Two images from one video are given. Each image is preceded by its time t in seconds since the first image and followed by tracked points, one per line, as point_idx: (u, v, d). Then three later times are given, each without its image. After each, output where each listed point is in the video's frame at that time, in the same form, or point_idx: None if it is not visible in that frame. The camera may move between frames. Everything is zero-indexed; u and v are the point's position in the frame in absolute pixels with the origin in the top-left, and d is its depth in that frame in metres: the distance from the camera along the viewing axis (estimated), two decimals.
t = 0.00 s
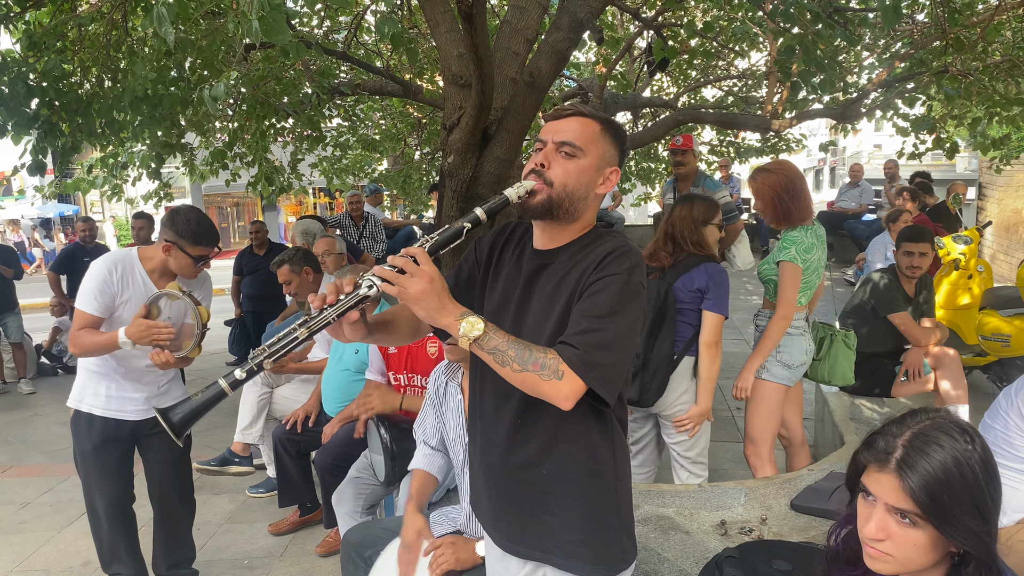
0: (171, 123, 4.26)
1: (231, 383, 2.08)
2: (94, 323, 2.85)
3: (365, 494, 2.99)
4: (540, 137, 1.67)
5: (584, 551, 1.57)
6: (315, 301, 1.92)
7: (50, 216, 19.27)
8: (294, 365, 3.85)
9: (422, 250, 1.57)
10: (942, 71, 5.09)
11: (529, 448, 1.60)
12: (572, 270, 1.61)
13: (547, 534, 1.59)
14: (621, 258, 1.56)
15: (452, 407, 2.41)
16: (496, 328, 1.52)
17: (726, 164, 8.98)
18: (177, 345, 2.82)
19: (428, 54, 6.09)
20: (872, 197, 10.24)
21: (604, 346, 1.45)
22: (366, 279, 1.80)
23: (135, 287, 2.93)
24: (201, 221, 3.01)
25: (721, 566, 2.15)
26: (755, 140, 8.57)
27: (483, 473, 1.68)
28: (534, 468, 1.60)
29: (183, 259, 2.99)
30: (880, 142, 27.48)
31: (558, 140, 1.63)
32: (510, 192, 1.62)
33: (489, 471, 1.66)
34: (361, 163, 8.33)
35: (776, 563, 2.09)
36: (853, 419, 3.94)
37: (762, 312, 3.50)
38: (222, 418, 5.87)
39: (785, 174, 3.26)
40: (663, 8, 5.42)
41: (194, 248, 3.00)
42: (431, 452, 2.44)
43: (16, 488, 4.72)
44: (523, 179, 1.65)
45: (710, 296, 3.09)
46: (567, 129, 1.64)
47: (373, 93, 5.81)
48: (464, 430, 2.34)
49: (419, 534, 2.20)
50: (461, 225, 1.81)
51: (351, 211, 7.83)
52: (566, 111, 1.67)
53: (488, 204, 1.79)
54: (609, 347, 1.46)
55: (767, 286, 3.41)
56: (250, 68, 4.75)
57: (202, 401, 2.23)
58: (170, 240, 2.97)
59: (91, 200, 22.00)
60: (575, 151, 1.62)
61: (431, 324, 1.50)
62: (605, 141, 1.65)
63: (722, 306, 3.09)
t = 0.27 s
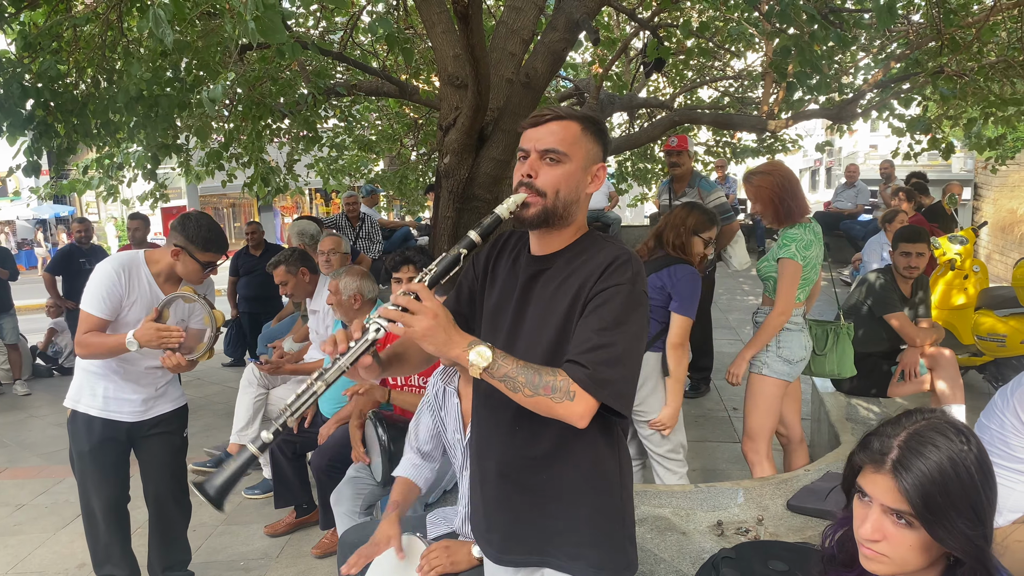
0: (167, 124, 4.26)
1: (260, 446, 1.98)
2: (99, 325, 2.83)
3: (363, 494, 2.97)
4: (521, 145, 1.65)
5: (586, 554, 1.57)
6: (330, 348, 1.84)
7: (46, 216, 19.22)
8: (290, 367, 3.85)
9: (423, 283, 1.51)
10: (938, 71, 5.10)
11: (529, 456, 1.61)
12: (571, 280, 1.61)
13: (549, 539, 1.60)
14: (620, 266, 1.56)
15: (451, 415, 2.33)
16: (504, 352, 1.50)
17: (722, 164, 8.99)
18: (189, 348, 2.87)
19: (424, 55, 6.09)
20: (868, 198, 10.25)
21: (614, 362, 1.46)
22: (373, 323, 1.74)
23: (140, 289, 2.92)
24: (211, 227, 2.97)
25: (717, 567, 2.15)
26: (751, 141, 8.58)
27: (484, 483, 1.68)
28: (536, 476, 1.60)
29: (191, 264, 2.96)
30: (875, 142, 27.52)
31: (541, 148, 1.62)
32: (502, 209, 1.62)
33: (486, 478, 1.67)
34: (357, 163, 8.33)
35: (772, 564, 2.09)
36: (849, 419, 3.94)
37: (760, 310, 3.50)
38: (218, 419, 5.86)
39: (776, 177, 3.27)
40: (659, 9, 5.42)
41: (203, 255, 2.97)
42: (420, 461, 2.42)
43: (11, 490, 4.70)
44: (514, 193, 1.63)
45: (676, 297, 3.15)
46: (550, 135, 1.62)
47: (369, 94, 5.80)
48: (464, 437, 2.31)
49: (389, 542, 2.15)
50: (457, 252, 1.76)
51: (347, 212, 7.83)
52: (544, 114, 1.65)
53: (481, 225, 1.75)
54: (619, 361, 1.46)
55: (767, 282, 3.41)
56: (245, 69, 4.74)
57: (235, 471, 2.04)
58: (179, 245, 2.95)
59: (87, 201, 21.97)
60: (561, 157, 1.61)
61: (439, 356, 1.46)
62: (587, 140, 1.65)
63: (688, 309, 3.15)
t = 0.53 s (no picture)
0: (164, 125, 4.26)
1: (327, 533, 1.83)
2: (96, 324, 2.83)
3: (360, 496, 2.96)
4: (506, 154, 1.65)
5: (575, 559, 1.56)
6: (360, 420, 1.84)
7: (44, 218, 19.18)
8: (287, 367, 3.85)
9: (432, 344, 1.52)
10: (935, 72, 5.12)
11: (526, 459, 1.61)
12: (570, 289, 1.61)
13: (543, 544, 1.59)
14: (622, 274, 1.56)
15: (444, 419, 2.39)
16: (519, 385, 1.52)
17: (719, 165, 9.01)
18: (185, 346, 2.89)
19: (422, 56, 6.10)
20: (865, 198, 10.26)
21: (628, 378, 1.48)
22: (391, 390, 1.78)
23: (135, 289, 2.92)
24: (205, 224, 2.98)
25: (714, 568, 2.15)
26: (748, 141, 8.59)
27: (482, 489, 1.68)
28: (532, 480, 1.60)
29: (185, 261, 2.98)
30: (873, 142, 27.55)
31: (527, 156, 1.62)
32: (476, 236, 1.76)
33: (484, 486, 1.68)
34: (354, 164, 8.33)
35: (769, 565, 2.09)
36: (846, 419, 3.94)
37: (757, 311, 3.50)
38: (215, 421, 5.85)
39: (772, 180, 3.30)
40: (656, 10, 5.43)
41: (197, 251, 2.98)
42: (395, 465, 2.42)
43: (8, 492, 4.69)
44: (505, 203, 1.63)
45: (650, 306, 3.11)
46: (534, 142, 1.62)
47: (366, 95, 5.80)
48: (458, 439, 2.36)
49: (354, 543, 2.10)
50: (445, 296, 1.77)
51: (344, 213, 7.83)
52: (525, 119, 1.65)
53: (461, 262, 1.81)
54: (634, 376, 1.48)
55: (768, 283, 3.40)
56: (242, 70, 4.74)
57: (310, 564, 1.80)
58: (174, 242, 2.97)
59: (84, 203, 21.95)
60: (547, 162, 1.62)
61: (460, 405, 1.48)
62: (572, 141, 1.65)
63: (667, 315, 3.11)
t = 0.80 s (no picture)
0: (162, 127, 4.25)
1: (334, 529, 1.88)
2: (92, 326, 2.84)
3: (362, 497, 2.97)
4: (501, 159, 1.64)
5: (577, 560, 1.57)
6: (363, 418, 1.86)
7: (42, 220, 19.16)
8: (286, 369, 3.85)
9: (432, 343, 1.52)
10: (932, 73, 5.14)
11: (528, 460, 1.61)
12: (571, 289, 1.61)
13: (541, 543, 1.60)
14: (623, 274, 1.56)
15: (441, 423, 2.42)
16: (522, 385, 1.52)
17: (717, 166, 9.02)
18: (179, 342, 2.89)
19: (420, 58, 6.10)
20: (863, 199, 10.27)
21: (629, 378, 1.48)
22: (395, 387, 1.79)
23: (132, 290, 2.92)
24: (201, 225, 2.97)
25: (714, 568, 2.15)
26: (747, 142, 8.61)
27: (478, 473, 1.71)
28: (532, 479, 1.60)
29: (183, 263, 2.96)
30: (870, 143, 27.59)
31: (521, 161, 1.62)
32: (478, 231, 1.77)
33: (485, 485, 1.68)
34: (353, 166, 8.33)
35: (769, 565, 2.09)
36: (845, 420, 3.95)
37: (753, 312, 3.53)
38: (214, 422, 5.85)
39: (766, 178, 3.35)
40: (654, 12, 5.44)
41: (194, 252, 2.97)
42: (405, 469, 2.36)
43: (6, 495, 4.69)
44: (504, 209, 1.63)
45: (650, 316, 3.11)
46: (528, 146, 1.61)
47: (365, 96, 5.80)
48: (456, 442, 2.39)
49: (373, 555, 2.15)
50: (449, 293, 1.81)
51: (343, 215, 7.83)
52: (518, 123, 1.64)
53: (463, 258, 1.84)
54: (635, 376, 1.48)
55: (768, 285, 3.45)
56: (240, 72, 4.74)
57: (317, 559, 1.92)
58: (170, 244, 2.94)
59: (82, 205, 21.92)
60: (543, 166, 1.61)
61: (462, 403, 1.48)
62: (566, 142, 1.64)
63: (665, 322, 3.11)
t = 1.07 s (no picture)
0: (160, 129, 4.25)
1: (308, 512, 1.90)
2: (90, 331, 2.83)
3: (358, 499, 2.98)
4: (503, 160, 1.64)
5: (576, 561, 1.57)
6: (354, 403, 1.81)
7: (40, 222, 19.14)
8: (285, 371, 3.85)
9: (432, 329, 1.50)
10: (930, 74, 5.14)
11: (526, 459, 1.61)
12: (571, 289, 1.61)
13: (541, 543, 1.59)
14: (623, 273, 1.56)
15: (436, 421, 2.39)
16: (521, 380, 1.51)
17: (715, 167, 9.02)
18: (179, 351, 2.91)
19: (418, 59, 6.10)
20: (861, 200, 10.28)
21: (628, 376, 1.48)
22: (395, 376, 1.78)
23: (130, 293, 2.92)
24: (197, 226, 2.97)
25: (713, 569, 2.14)
26: (745, 143, 8.61)
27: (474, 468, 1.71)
28: (528, 479, 1.60)
29: (180, 266, 2.97)
30: (868, 143, 27.60)
31: (523, 161, 1.61)
32: (496, 232, 1.66)
33: (483, 485, 1.67)
34: (351, 167, 8.32)
35: (768, 565, 2.09)
36: (844, 420, 3.95)
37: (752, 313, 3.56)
38: (212, 424, 5.85)
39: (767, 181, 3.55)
40: (653, 13, 5.44)
41: (191, 255, 2.96)
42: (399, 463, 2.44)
43: (5, 497, 4.68)
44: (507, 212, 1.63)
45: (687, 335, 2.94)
46: (529, 147, 1.61)
47: (363, 97, 5.80)
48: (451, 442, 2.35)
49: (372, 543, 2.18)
50: (459, 288, 1.76)
51: (342, 216, 7.83)
52: (519, 124, 1.63)
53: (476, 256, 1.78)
54: (634, 374, 1.49)
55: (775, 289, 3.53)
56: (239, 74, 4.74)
57: (288, 542, 1.93)
58: (168, 246, 2.95)
59: (80, 206, 21.93)
60: (544, 167, 1.61)
61: (462, 396, 1.47)
62: (568, 143, 1.64)
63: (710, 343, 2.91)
